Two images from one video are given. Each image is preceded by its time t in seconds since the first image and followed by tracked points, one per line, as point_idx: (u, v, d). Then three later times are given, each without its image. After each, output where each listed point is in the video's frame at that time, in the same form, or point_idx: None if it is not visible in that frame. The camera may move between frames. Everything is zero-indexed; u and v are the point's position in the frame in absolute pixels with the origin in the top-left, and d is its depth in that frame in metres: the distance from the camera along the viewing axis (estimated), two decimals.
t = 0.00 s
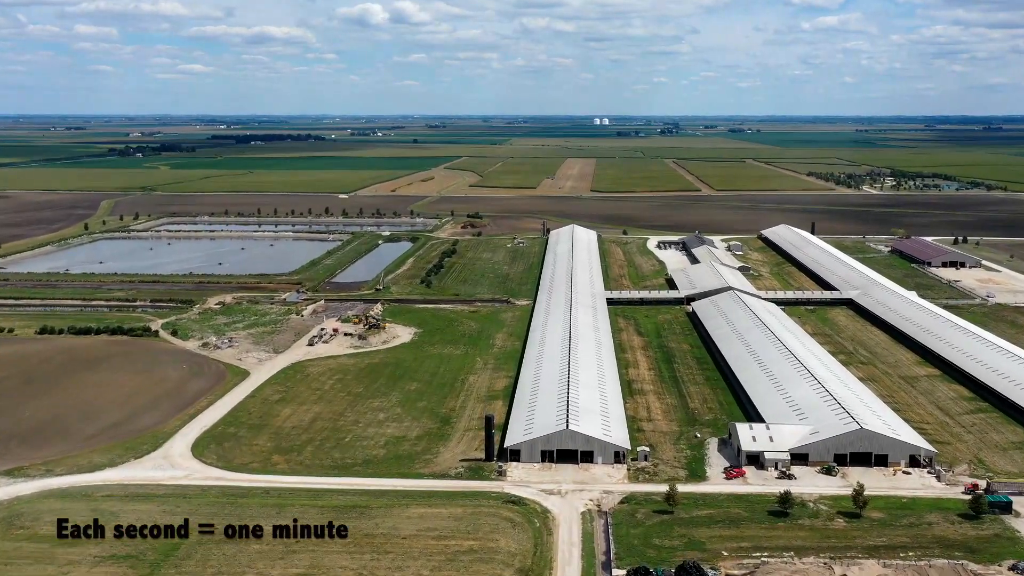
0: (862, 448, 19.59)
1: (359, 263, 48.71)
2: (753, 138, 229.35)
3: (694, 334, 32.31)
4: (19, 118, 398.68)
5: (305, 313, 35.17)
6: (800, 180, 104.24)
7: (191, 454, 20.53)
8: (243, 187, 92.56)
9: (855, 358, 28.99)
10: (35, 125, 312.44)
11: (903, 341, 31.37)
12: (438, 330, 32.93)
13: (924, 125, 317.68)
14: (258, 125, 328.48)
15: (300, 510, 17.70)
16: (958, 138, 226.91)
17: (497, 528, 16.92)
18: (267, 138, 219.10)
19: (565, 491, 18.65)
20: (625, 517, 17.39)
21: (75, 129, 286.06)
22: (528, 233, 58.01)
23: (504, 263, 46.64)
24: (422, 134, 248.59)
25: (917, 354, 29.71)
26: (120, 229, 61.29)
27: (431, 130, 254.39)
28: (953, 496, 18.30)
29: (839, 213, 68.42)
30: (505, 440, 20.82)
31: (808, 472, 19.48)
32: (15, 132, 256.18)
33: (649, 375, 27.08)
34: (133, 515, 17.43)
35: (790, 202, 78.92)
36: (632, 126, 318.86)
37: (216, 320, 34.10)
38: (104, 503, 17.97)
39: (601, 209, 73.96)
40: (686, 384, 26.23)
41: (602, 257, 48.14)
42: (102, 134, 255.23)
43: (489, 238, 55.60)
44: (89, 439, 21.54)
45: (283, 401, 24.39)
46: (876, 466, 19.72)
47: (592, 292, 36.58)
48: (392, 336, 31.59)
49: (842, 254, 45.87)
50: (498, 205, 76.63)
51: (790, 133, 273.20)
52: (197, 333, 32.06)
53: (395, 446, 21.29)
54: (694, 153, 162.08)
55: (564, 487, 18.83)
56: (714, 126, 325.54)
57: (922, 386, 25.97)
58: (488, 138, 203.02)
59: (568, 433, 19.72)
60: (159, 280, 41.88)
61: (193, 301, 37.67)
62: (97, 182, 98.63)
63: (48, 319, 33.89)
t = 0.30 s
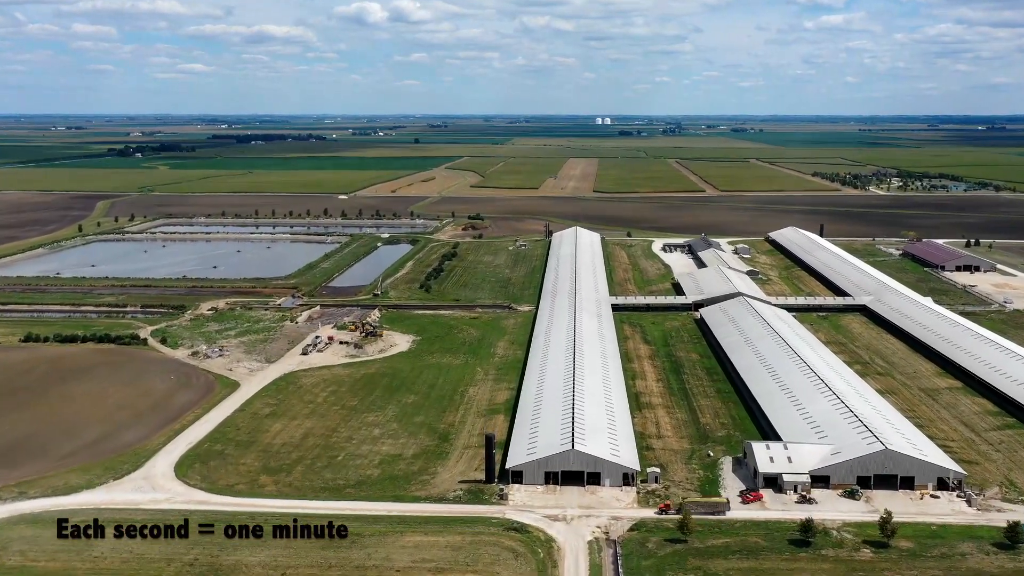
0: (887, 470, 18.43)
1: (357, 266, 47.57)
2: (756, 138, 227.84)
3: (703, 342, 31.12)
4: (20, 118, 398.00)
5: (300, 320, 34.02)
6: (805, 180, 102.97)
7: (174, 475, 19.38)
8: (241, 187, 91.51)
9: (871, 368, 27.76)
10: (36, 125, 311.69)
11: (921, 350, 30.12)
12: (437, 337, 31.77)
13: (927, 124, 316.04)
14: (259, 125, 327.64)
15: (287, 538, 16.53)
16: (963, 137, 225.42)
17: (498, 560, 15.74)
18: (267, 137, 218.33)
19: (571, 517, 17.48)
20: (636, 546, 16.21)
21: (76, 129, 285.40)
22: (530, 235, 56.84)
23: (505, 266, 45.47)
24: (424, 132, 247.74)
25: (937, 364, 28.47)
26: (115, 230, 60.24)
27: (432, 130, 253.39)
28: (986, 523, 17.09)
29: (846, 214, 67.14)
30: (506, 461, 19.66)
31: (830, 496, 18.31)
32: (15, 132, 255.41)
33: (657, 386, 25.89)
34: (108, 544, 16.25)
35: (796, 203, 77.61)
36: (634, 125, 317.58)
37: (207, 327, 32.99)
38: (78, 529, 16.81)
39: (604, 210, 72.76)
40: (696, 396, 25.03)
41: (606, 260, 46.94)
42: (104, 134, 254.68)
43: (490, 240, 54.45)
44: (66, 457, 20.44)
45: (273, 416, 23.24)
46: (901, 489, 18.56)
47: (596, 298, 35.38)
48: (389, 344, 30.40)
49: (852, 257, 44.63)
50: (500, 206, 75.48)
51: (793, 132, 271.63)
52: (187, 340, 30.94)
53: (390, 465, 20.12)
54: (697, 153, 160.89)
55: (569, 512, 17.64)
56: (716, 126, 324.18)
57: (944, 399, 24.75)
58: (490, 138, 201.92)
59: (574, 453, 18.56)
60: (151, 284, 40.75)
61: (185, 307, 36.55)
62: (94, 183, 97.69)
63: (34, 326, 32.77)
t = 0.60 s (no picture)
0: (919, 500, 17.08)
1: (354, 271, 46.25)
2: (761, 138, 226.33)
3: (714, 354, 29.72)
4: (21, 118, 397.81)
5: (293, 329, 32.69)
6: (810, 181, 101.58)
7: (151, 503, 18.05)
8: (239, 188, 90.30)
9: (892, 383, 26.37)
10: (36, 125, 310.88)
11: (942, 362, 28.71)
12: (436, 348, 30.43)
13: (931, 124, 314.19)
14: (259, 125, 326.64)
15: None
16: (969, 137, 223.66)
17: None
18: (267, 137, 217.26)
19: (577, 551, 16.11)
20: None
21: (76, 129, 284.42)
22: (532, 238, 55.46)
23: (507, 272, 44.11)
24: (425, 133, 246.27)
25: (960, 377, 27.06)
26: (108, 233, 58.95)
27: (434, 131, 252.08)
28: None
29: (855, 217, 65.75)
30: (508, 488, 18.31)
31: (858, 528, 16.93)
32: (15, 132, 254.60)
33: (667, 402, 24.54)
34: None
35: (804, 205, 76.07)
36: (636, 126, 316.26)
37: (196, 336, 31.70)
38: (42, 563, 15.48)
39: (607, 212, 71.40)
40: (709, 414, 23.62)
41: (611, 265, 45.59)
42: (104, 134, 253.66)
43: (492, 244, 53.08)
44: (35, 481, 19.11)
45: (261, 435, 21.91)
46: (935, 520, 17.19)
47: (602, 306, 33.96)
48: (386, 355, 29.08)
49: (865, 262, 43.22)
50: (501, 208, 74.12)
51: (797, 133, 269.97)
52: (175, 351, 29.64)
53: (384, 491, 18.76)
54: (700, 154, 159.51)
55: (575, 546, 16.28)
56: (719, 126, 322.51)
57: (972, 418, 23.33)
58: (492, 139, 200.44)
59: (580, 481, 17.22)
60: (141, 290, 39.46)
61: (174, 315, 35.25)
62: (91, 183, 96.47)
63: (16, 335, 31.49)
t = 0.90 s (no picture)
0: (953, 530, 15.87)
1: (352, 276, 45.11)
2: (764, 138, 225.07)
3: (725, 364, 28.47)
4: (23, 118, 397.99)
5: (287, 338, 31.50)
6: (816, 182, 100.31)
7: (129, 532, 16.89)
8: (237, 190, 89.25)
9: (913, 396, 25.13)
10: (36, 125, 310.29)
11: (964, 373, 27.46)
12: (435, 358, 29.25)
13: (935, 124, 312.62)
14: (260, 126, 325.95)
15: None
16: (975, 137, 222.03)
17: None
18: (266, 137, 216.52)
19: None
20: None
21: (77, 130, 283.91)
22: (535, 241, 54.27)
23: (508, 276, 42.93)
24: (427, 133, 245.29)
25: (984, 390, 25.80)
26: (102, 236, 57.89)
27: (434, 132, 251.02)
28: None
29: (864, 219, 64.49)
30: (511, 515, 17.12)
31: (888, 560, 15.71)
32: (15, 133, 254.01)
33: (678, 417, 23.31)
34: None
35: (811, 207, 74.70)
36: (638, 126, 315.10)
37: (186, 345, 30.56)
38: None
39: (611, 214, 70.22)
40: (722, 430, 22.39)
41: (615, 269, 44.41)
42: (104, 134, 252.99)
43: (493, 247, 51.89)
44: (6, 506, 17.96)
45: (249, 453, 20.75)
46: (971, 551, 15.97)
47: (607, 313, 32.71)
48: (383, 366, 27.89)
49: (877, 266, 41.95)
50: (502, 210, 72.97)
51: (800, 132, 268.60)
52: (163, 362, 28.50)
53: (378, 517, 17.56)
54: (703, 154, 158.22)
55: None
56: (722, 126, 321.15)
57: (1001, 434, 22.12)
58: (493, 139, 199.19)
59: (588, 509, 16.04)
60: (132, 296, 38.38)
61: (165, 322, 34.15)
62: (88, 185, 95.53)
63: None
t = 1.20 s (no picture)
0: (1000, 570, 14.51)
1: (349, 282, 43.78)
2: (767, 139, 223.89)
3: (739, 378, 27.01)
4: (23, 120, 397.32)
5: (279, 349, 30.16)
6: (823, 184, 98.79)
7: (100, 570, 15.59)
8: (236, 192, 88.10)
9: (940, 415, 23.68)
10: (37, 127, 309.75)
11: (992, 387, 26.00)
12: (434, 370, 27.87)
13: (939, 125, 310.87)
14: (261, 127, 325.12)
15: None
16: (980, 138, 220.47)
17: None
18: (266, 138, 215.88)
19: None
20: None
21: (77, 131, 282.79)
22: (538, 245, 52.91)
23: (511, 282, 41.58)
24: (429, 134, 244.36)
25: (1015, 407, 24.34)
26: (95, 240, 56.65)
27: (434, 132, 250.30)
28: None
29: (874, 222, 63.00)
30: (514, 551, 15.78)
31: None
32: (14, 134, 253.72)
33: (692, 437, 21.90)
34: None
35: (819, 209, 73.21)
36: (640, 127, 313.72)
37: (174, 357, 29.26)
38: None
39: (614, 216, 68.84)
40: (740, 452, 20.96)
41: (621, 274, 43.03)
42: (104, 136, 252.02)
43: (495, 251, 50.54)
44: None
45: (234, 478, 19.41)
46: None
47: (614, 323, 31.30)
48: (379, 380, 26.50)
49: (893, 272, 40.46)
50: (504, 212, 71.61)
51: (800, 133, 267.20)
52: (148, 375, 27.20)
53: (370, 553, 16.19)
54: (707, 155, 156.85)
55: None
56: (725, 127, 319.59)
57: None
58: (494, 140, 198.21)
59: (599, 546, 14.73)
60: (121, 304, 37.10)
61: (154, 332, 32.85)
62: (85, 187, 94.33)
63: None
